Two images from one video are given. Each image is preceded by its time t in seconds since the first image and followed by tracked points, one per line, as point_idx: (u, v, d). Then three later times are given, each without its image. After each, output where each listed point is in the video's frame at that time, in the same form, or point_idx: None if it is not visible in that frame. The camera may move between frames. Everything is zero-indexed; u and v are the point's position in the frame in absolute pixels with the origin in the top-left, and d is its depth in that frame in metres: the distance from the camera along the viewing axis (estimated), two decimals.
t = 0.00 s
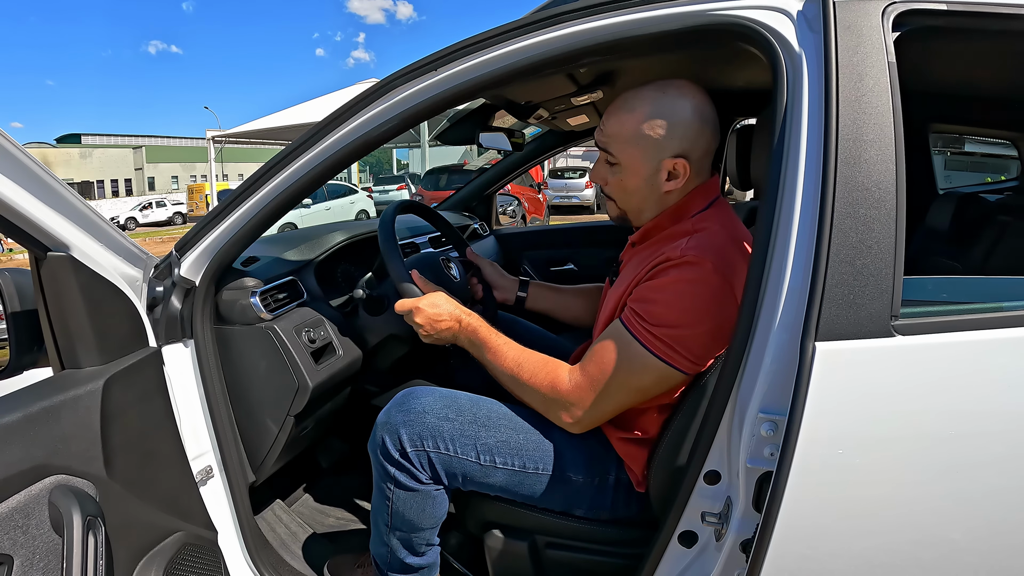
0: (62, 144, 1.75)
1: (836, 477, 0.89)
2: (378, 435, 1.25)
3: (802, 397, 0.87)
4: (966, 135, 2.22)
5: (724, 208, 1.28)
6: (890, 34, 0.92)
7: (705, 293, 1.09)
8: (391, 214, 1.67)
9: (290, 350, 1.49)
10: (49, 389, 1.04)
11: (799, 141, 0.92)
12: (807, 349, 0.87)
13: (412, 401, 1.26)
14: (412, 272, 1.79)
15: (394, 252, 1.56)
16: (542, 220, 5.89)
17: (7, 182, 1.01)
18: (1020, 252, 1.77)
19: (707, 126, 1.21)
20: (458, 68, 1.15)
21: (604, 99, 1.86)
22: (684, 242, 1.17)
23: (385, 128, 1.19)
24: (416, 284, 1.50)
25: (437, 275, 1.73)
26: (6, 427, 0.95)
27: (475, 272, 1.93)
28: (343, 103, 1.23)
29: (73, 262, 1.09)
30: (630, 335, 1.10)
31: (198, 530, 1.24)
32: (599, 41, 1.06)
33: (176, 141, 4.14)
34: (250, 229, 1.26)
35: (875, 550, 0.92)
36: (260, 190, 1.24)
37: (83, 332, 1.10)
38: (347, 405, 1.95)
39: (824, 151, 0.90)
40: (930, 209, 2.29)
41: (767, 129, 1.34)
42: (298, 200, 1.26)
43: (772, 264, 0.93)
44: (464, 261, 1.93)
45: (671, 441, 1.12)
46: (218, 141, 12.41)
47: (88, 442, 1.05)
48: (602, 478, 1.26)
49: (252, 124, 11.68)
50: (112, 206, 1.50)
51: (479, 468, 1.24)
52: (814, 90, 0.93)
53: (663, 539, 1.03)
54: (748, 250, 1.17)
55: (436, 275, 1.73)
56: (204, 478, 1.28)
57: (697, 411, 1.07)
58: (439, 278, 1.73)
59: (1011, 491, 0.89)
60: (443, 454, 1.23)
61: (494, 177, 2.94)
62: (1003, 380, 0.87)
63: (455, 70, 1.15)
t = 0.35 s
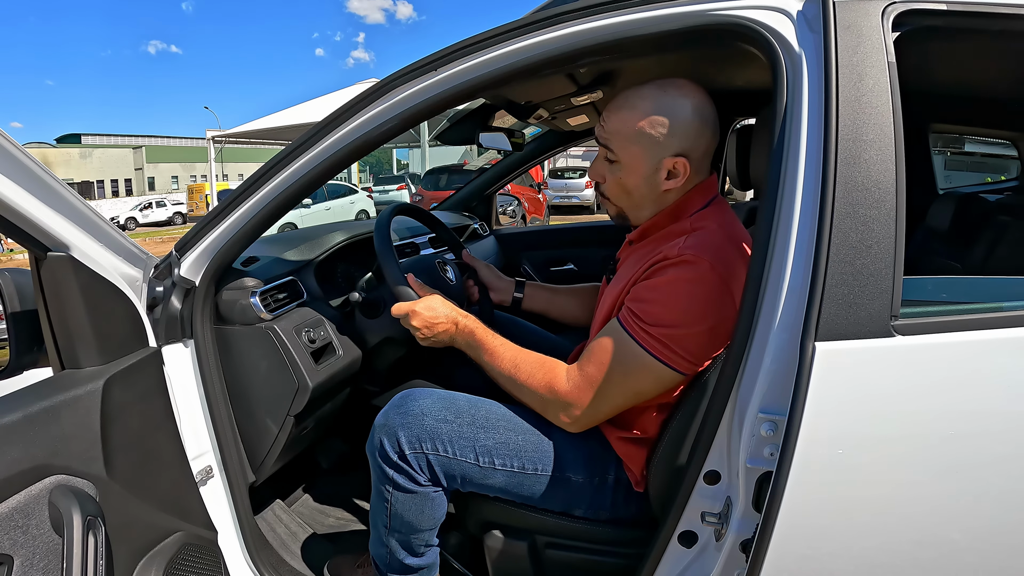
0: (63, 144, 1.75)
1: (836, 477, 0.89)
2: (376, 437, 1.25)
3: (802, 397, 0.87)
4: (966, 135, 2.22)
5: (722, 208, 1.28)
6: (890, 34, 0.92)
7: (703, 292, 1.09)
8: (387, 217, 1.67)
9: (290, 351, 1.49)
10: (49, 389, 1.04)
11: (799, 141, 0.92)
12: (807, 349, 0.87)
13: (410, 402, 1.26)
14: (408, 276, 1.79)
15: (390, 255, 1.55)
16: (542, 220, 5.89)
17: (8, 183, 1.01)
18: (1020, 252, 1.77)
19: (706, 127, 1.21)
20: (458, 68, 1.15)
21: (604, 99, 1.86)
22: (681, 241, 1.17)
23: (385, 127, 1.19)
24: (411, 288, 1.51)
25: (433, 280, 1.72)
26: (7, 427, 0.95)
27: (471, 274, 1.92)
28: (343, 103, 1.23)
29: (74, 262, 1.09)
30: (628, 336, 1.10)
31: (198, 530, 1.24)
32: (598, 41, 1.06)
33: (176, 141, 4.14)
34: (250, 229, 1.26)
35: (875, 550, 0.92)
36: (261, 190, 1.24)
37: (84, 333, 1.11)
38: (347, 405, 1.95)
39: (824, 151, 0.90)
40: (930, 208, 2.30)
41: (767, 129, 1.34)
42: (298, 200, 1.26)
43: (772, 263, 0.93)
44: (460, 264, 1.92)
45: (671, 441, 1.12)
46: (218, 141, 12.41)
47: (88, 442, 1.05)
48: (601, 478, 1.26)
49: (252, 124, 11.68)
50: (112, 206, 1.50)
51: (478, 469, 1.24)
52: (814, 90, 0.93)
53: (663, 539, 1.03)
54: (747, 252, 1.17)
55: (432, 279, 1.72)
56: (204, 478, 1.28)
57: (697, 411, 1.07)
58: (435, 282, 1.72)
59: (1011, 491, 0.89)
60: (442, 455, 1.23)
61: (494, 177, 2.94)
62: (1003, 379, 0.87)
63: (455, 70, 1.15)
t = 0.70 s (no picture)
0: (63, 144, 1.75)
1: (836, 477, 0.89)
2: (376, 438, 1.25)
3: (802, 397, 0.87)
4: (966, 135, 2.22)
5: (722, 208, 1.28)
6: (890, 34, 0.92)
7: (705, 294, 1.09)
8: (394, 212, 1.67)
9: (290, 351, 1.49)
10: (49, 389, 1.04)
11: (799, 141, 0.92)
12: (807, 349, 0.87)
13: (409, 403, 1.26)
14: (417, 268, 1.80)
15: (400, 250, 1.55)
16: (542, 220, 5.89)
17: (8, 183, 1.01)
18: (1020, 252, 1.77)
19: (707, 126, 1.22)
20: (458, 68, 1.15)
21: (604, 99, 1.86)
22: (682, 242, 1.17)
23: (385, 128, 1.19)
24: (421, 282, 1.51)
25: (443, 273, 1.73)
26: (7, 427, 0.95)
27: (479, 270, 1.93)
28: (344, 103, 1.23)
29: (74, 262, 1.09)
30: (632, 339, 1.10)
31: (198, 530, 1.24)
32: (599, 41, 1.06)
33: (176, 141, 4.14)
34: (250, 229, 1.26)
35: (875, 550, 0.92)
36: (261, 190, 1.24)
37: (84, 333, 1.11)
38: (347, 405, 1.95)
39: (824, 151, 0.90)
40: (931, 208, 2.30)
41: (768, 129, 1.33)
42: (299, 200, 1.26)
43: (772, 263, 0.93)
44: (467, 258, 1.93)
45: (671, 441, 1.12)
46: (218, 141, 12.42)
47: (88, 442, 1.05)
48: (601, 478, 1.26)
49: (252, 124, 11.68)
50: (112, 206, 1.50)
51: (477, 469, 1.24)
52: (814, 90, 0.93)
53: (663, 539, 1.03)
54: (748, 252, 1.17)
55: (442, 272, 1.73)
56: (204, 478, 1.28)
57: (697, 411, 1.07)
58: (445, 275, 1.73)
59: (1012, 491, 0.89)
60: (442, 455, 1.23)
61: (494, 177, 2.94)
62: (1002, 380, 0.87)
63: (455, 70, 1.15)
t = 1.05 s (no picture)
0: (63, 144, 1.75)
1: (836, 477, 0.89)
2: (376, 440, 1.25)
3: (802, 397, 0.87)
4: (966, 135, 2.22)
5: (718, 203, 1.28)
6: (890, 34, 0.92)
7: (706, 291, 1.09)
8: (410, 224, 1.68)
9: (290, 351, 1.49)
10: (48, 389, 1.04)
11: (799, 141, 0.92)
12: (807, 349, 0.87)
13: (410, 404, 1.26)
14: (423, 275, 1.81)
15: (408, 257, 1.57)
16: (542, 220, 5.89)
17: (8, 183, 1.01)
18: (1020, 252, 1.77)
19: (701, 127, 1.21)
20: (458, 68, 1.15)
21: (604, 99, 1.86)
22: (680, 239, 1.17)
23: (385, 128, 1.19)
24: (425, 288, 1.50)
25: (449, 289, 1.72)
26: (7, 427, 0.95)
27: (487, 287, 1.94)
28: (343, 103, 1.23)
29: (74, 262, 1.09)
30: (638, 340, 1.10)
31: (198, 530, 1.24)
32: (599, 41, 1.06)
33: (176, 141, 4.15)
34: (250, 229, 1.26)
35: (874, 550, 0.92)
36: (261, 190, 1.24)
37: (84, 333, 1.10)
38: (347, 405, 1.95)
39: (823, 151, 0.90)
40: (930, 207, 2.30)
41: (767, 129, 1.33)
42: (298, 200, 1.25)
43: (772, 263, 0.93)
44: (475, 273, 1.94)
45: (671, 441, 1.12)
46: (218, 142, 12.42)
47: (88, 442, 1.05)
48: (601, 479, 1.26)
49: (252, 125, 11.68)
50: (112, 205, 1.50)
51: (478, 471, 1.24)
52: (814, 89, 0.93)
53: (663, 539, 1.03)
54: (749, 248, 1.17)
55: (448, 288, 1.72)
56: (204, 478, 1.28)
57: (697, 411, 1.07)
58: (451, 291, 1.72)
59: (1012, 491, 0.89)
60: (442, 457, 1.23)
61: (494, 177, 2.94)
62: (1002, 380, 0.87)
63: (455, 70, 1.15)
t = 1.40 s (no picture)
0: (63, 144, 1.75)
1: (836, 476, 0.89)
2: (377, 437, 1.25)
3: (802, 397, 0.87)
4: (966, 135, 2.23)
5: (711, 205, 1.28)
6: (890, 34, 0.92)
7: (697, 290, 1.09)
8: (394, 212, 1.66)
9: (290, 350, 1.49)
10: (49, 389, 1.04)
11: (799, 141, 0.92)
12: (807, 349, 0.87)
13: (412, 402, 1.26)
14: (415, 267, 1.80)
15: (399, 248, 1.56)
16: (542, 220, 5.89)
17: (8, 183, 1.01)
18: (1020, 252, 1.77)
19: (692, 129, 1.21)
20: (458, 68, 1.15)
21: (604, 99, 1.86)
22: (673, 240, 1.17)
23: (385, 127, 1.19)
24: (421, 282, 1.50)
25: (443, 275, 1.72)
26: (7, 427, 0.95)
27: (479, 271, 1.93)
28: (344, 103, 1.23)
29: (74, 262, 1.09)
30: (627, 337, 1.10)
31: (198, 530, 1.24)
32: (599, 41, 1.06)
33: (176, 141, 4.15)
34: (250, 229, 1.26)
35: (874, 550, 0.92)
36: (261, 190, 1.24)
37: (84, 333, 1.11)
38: (347, 405, 1.95)
39: (824, 151, 0.90)
40: (931, 207, 2.31)
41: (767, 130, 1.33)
42: (298, 200, 1.26)
43: (772, 263, 0.93)
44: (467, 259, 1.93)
45: (671, 441, 1.12)
46: (218, 141, 12.43)
47: (88, 442, 1.05)
48: (602, 478, 1.26)
49: (252, 125, 11.68)
50: (112, 206, 1.50)
51: (479, 469, 1.24)
52: (814, 89, 0.93)
53: (663, 539, 1.03)
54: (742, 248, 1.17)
55: (442, 273, 1.72)
56: (204, 478, 1.28)
57: (697, 411, 1.07)
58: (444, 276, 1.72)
59: (1012, 491, 0.89)
60: (443, 455, 1.23)
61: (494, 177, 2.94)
62: (1003, 380, 0.87)
63: (455, 70, 1.15)
